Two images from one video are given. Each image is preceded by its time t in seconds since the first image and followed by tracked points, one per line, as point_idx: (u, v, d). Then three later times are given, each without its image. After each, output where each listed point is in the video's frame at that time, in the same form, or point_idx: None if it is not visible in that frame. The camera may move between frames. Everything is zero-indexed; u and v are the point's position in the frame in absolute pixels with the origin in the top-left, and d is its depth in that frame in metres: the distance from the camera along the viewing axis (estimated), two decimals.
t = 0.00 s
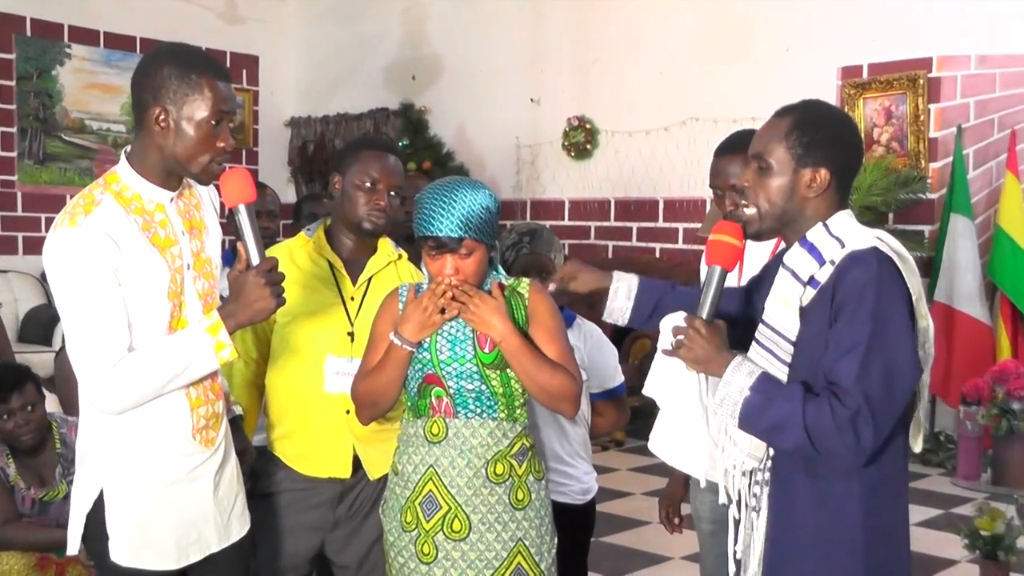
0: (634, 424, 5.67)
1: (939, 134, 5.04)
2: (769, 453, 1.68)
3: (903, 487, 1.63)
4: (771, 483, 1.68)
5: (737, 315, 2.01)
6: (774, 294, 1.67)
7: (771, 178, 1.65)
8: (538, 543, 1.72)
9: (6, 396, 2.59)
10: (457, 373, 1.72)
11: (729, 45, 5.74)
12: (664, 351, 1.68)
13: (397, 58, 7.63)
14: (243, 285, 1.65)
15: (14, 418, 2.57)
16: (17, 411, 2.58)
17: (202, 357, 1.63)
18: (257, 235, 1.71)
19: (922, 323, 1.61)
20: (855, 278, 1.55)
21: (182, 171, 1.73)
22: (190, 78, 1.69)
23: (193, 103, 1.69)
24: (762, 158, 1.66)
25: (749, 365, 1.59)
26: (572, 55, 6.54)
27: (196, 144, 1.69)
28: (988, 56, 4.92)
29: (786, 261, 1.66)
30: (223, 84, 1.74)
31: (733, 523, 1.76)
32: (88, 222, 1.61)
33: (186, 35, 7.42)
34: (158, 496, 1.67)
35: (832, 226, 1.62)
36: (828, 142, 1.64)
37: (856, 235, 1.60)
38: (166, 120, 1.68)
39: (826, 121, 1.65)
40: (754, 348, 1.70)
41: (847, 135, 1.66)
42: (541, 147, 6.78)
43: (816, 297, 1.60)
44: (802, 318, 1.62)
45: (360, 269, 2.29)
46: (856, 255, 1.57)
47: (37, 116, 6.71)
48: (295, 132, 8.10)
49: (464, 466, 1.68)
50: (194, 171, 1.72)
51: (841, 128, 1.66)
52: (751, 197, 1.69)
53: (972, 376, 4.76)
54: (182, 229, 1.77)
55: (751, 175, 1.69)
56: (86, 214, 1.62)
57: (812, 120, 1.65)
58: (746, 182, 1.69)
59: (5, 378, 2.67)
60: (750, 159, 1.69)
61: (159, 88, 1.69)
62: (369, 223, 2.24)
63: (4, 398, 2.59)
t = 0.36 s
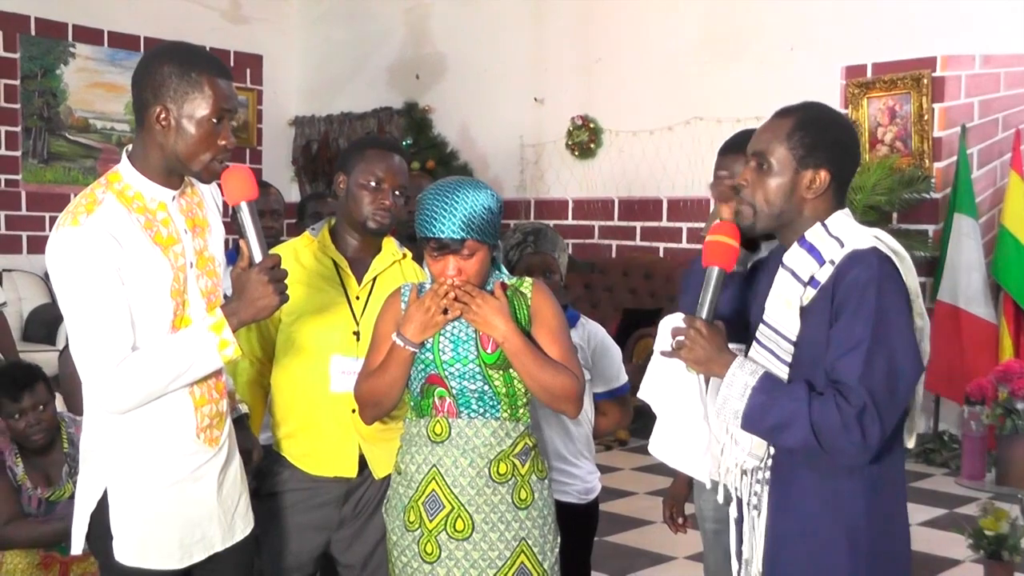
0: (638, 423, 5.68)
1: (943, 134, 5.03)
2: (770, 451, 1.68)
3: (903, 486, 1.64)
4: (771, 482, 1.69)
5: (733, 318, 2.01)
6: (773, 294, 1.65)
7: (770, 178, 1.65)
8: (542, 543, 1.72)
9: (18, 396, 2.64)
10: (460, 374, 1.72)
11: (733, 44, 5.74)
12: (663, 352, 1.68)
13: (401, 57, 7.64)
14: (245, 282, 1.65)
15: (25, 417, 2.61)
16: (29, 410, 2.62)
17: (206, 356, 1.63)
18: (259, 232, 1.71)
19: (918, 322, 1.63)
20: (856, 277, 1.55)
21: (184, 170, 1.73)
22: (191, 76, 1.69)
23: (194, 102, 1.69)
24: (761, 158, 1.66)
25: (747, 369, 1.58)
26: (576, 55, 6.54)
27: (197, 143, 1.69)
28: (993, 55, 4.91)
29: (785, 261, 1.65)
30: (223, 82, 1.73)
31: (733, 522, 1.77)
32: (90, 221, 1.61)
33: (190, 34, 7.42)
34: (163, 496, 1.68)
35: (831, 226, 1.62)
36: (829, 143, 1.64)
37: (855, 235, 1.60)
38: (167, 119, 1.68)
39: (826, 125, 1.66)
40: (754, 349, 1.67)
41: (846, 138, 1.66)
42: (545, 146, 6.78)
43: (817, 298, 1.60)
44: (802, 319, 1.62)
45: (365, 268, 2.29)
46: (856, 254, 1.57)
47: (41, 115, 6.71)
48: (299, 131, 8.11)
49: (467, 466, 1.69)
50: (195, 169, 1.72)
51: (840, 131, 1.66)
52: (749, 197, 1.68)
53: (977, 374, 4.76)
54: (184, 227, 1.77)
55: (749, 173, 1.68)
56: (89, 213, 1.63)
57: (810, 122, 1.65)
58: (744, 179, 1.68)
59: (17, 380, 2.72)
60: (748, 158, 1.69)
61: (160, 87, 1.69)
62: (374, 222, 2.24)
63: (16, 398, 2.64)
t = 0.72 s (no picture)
0: (640, 423, 5.68)
1: (945, 135, 5.03)
2: (781, 452, 1.65)
3: (905, 488, 1.64)
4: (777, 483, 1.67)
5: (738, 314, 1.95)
6: (784, 295, 1.65)
7: (777, 176, 1.64)
8: (542, 543, 1.72)
9: (21, 395, 2.64)
10: (460, 374, 1.72)
11: (735, 44, 5.74)
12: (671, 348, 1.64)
13: (403, 57, 7.65)
14: (244, 281, 1.66)
15: (28, 415, 2.61)
16: (32, 409, 2.62)
17: (205, 355, 1.63)
18: (257, 230, 1.72)
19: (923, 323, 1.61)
20: (870, 278, 1.55)
21: (183, 169, 1.74)
22: (189, 75, 1.70)
23: (193, 101, 1.69)
24: (768, 157, 1.66)
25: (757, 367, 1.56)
26: (577, 55, 6.55)
27: (196, 142, 1.70)
28: (994, 56, 4.91)
29: (796, 262, 1.65)
30: (222, 82, 1.74)
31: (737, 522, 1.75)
32: (89, 221, 1.62)
33: (192, 33, 7.44)
34: (164, 495, 1.68)
35: (839, 227, 1.64)
36: (834, 144, 1.64)
37: (865, 234, 1.61)
38: (165, 118, 1.69)
39: (834, 124, 1.66)
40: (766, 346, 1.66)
41: (850, 138, 1.67)
42: (546, 146, 6.79)
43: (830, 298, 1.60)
44: (818, 315, 1.61)
45: (367, 268, 2.30)
46: (870, 254, 1.58)
47: (44, 113, 6.72)
48: (301, 130, 8.11)
49: (468, 466, 1.69)
50: (193, 169, 1.73)
51: (845, 131, 1.67)
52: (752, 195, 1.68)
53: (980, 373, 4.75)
54: (184, 226, 1.78)
55: (754, 172, 1.68)
56: (87, 213, 1.63)
57: (817, 124, 1.65)
58: (749, 179, 1.69)
59: (20, 379, 2.72)
60: (753, 157, 1.69)
61: (159, 86, 1.69)
62: (376, 222, 2.24)
63: (20, 397, 2.65)
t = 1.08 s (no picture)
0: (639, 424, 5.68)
1: (944, 136, 5.04)
2: (776, 452, 1.65)
3: (895, 484, 1.65)
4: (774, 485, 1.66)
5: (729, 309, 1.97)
6: (775, 293, 1.66)
7: (767, 175, 1.64)
8: (541, 544, 1.73)
9: (19, 396, 2.64)
10: (459, 374, 1.72)
11: (734, 45, 5.74)
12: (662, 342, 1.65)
13: (403, 58, 7.65)
14: (243, 281, 1.66)
15: (27, 417, 2.61)
16: (30, 410, 2.62)
17: (204, 355, 1.64)
18: (256, 231, 1.72)
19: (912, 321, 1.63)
20: (863, 278, 1.55)
21: (180, 170, 1.74)
22: (187, 76, 1.70)
23: (190, 101, 1.69)
24: (761, 153, 1.65)
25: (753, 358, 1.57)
26: (577, 56, 6.55)
27: (192, 142, 1.70)
28: (993, 57, 4.92)
29: (786, 262, 1.65)
30: (220, 82, 1.74)
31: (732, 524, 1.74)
32: (87, 223, 1.62)
33: (192, 34, 7.44)
34: (163, 495, 1.68)
35: (829, 227, 1.63)
36: (825, 146, 1.65)
37: (855, 235, 1.61)
38: (162, 118, 1.69)
39: (827, 128, 1.67)
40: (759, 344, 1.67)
41: (844, 141, 1.67)
42: (546, 147, 6.79)
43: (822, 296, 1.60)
44: (809, 318, 1.61)
45: (366, 269, 2.30)
46: (861, 254, 1.58)
47: (43, 114, 6.72)
48: (300, 131, 8.11)
49: (467, 467, 1.69)
50: (191, 169, 1.73)
51: (836, 134, 1.67)
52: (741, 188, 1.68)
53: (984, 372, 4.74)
54: (182, 226, 1.78)
55: (744, 170, 1.67)
56: (85, 214, 1.63)
57: (815, 126, 1.66)
58: (739, 176, 1.68)
59: (18, 380, 2.73)
60: (745, 154, 1.69)
61: (156, 86, 1.70)
62: (376, 223, 2.24)
63: (19, 398, 2.65)
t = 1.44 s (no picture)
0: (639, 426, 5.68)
1: (943, 139, 5.05)
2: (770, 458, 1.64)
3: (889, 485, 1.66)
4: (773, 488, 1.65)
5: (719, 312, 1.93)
6: (767, 296, 1.65)
7: (759, 174, 1.64)
8: (543, 547, 1.72)
9: (19, 399, 2.63)
10: (460, 378, 1.72)
11: (734, 47, 5.75)
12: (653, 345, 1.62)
13: (403, 61, 7.65)
14: (243, 284, 1.66)
15: (26, 420, 2.61)
16: (29, 414, 2.62)
17: (205, 357, 1.63)
18: (256, 234, 1.72)
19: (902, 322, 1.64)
20: (855, 281, 1.56)
21: (180, 173, 1.74)
22: (188, 80, 1.70)
23: (192, 105, 1.69)
24: (753, 153, 1.66)
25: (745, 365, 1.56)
26: (577, 58, 6.56)
27: (193, 146, 1.70)
28: (992, 60, 4.92)
29: (777, 267, 1.64)
30: (220, 86, 1.74)
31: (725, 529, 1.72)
32: (87, 226, 1.62)
33: (192, 37, 7.44)
34: (164, 498, 1.68)
35: (818, 230, 1.63)
36: (818, 146, 1.65)
37: (844, 238, 1.61)
38: (163, 121, 1.69)
39: (815, 129, 1.67)
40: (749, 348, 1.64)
41: (836, 142, 1.67)
42: (546, 150, 6.79)
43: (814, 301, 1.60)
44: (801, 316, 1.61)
45: (365, 272, 2.30)
46: (853, 257, 1.58)
47: (43, 117, 6.71)
48: (300, 134, 8.11)
49: (469, 470, 1.69)
50: (191, 173, 1.73)
51: (828, 136, 1.68)
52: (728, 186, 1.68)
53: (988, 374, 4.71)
54: (182, 230, 1.78)
55: (735, 167, 1.67)
56: (85, 217, 1.63)
57: (809, 127, 1.66)
58: (730, 174, 1.68)
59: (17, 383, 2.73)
60: (736, 153, 1.68)
61: (158, 89, 1.70)
62: (375, 226, 2.24)
63: (18, 401, 2.65)
